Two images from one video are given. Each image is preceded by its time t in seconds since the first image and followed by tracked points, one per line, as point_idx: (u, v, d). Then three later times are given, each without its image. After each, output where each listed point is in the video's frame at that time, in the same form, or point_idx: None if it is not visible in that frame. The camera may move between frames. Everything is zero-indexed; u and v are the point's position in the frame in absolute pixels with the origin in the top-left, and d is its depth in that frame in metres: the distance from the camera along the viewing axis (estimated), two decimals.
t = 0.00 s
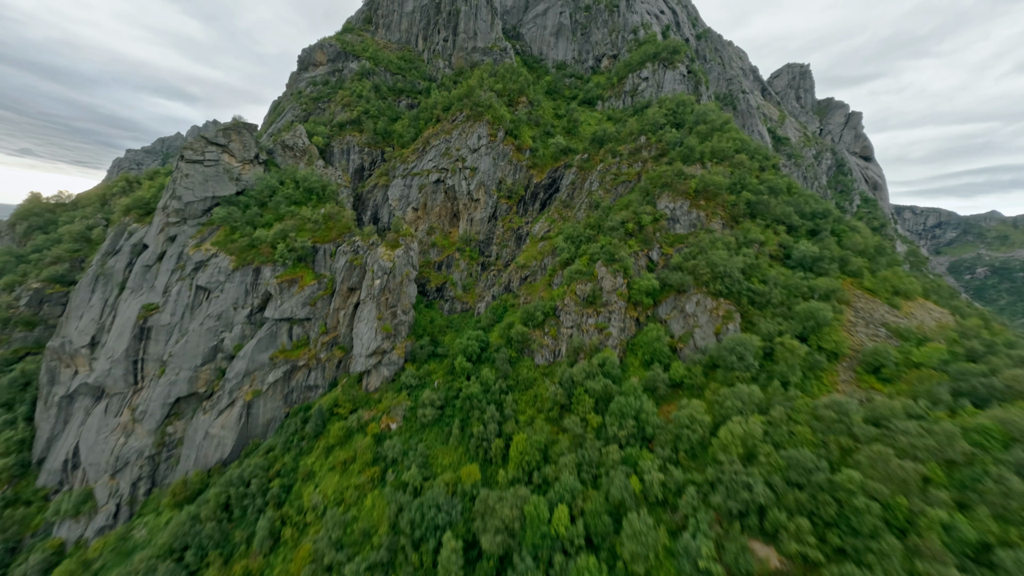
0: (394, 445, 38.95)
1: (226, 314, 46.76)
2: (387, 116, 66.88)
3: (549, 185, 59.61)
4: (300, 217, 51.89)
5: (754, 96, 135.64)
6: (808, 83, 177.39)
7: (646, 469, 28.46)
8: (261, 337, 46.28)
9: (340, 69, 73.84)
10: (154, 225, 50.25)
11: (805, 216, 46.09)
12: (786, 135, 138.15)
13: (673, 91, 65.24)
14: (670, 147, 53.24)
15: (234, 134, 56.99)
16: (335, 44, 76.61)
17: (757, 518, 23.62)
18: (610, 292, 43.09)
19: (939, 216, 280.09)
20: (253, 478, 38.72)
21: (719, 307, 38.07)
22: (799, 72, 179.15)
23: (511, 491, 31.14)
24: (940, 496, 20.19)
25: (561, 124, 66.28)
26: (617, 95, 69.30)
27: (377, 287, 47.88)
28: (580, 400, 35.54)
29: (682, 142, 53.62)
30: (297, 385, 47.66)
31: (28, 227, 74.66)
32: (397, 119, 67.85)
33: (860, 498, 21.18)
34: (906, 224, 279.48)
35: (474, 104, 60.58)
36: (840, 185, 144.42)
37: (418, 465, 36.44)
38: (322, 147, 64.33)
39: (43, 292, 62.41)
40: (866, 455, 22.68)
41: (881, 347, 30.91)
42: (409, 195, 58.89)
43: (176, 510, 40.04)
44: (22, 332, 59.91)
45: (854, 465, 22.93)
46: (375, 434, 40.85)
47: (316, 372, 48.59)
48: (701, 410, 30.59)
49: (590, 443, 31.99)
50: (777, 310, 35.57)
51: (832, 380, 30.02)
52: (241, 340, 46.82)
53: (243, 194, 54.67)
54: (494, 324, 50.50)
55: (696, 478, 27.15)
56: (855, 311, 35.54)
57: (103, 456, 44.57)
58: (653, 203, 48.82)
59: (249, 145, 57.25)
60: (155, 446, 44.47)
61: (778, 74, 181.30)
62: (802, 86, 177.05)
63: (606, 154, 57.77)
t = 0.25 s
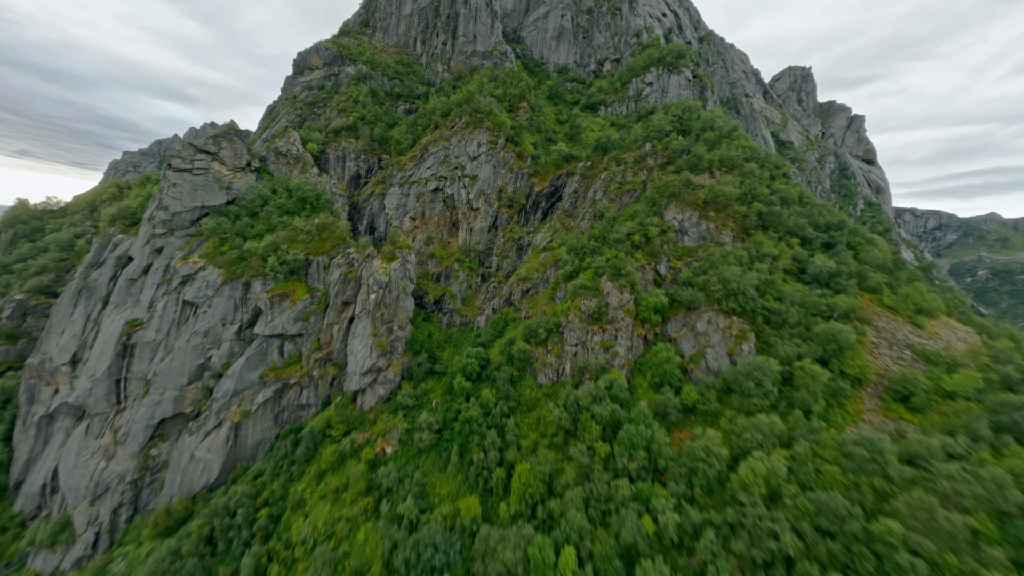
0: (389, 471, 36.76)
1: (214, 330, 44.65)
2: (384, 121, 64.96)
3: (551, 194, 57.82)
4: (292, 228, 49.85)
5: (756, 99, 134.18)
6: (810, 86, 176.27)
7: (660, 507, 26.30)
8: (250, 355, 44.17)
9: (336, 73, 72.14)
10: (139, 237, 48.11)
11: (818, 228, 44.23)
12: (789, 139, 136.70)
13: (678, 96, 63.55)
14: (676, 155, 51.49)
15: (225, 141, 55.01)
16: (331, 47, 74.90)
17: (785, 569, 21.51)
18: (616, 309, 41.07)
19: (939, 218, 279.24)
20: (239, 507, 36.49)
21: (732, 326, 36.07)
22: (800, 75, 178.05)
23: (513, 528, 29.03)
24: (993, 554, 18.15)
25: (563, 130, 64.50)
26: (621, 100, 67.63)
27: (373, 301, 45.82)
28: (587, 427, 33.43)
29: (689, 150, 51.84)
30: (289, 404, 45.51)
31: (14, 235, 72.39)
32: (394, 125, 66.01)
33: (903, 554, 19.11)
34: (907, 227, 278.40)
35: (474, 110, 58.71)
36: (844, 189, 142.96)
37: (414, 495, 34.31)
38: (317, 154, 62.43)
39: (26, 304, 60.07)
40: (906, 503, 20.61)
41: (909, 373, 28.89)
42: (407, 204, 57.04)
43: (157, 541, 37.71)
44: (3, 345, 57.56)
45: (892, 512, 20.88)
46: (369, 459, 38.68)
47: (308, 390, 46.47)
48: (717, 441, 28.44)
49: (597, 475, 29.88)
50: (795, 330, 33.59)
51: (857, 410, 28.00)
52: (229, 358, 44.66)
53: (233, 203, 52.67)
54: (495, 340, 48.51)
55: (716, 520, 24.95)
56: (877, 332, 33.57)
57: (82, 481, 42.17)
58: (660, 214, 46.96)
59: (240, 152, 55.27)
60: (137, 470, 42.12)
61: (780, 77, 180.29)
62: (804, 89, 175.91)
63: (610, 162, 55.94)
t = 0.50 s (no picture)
0: (383, 503, 34.56)
1: (200, 348, 42.49)
2: (380, 127, 63.08)
3: (553, 204, 56.02)
4: (284, 240, 47.84)
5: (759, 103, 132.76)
6: (812, 90, 175.20)
7: (676, 554, 24.17)
8: (238, 374, 42.00)
9: (332, 77, 70.60)
10: (123, 249, 46.01)
11: (833, 241, 42.38)
12: (792, 143, 135.29)
13: (683, 102, 61.86)
14: (683, 164, 49.76)
15: (215, 149, 53.02)
16: (327, 51, 73.31)
17: None
18: (623, 327, 39.05)
19: (940, 221, 278.37)
20: (224, 541, 34.26)
21: (747, 348, 34.05)
22: (802, 78, 177.00)
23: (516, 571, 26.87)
24: None
25: (565, 137, 62.70)
26: (624, 106, 66.10)
27: (367, 317, 43.71)
28: (594, 457, 31.31)
29: (696, 158, 50.09)
30: (279, 425, 43.26)
31: None
32: (391, 131, 64.17)
33: None
34: (907, 229, 277.38)
35: (474, 116, 56.83)
36: (847, 194, 141.39)
37: (410, 530, 32.12)
38: (312, 161, 60.53)
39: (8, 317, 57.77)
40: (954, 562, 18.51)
41: (943, 403, 26.84)
42: (404, 214, 55.21)
43: None
44: None
45: (939, 572, 18.78)
46: (362, 488, 36.47)
47: (300, 411, 44.24)
48: (737, 479, 26.32)
49: (607, 514, 27.72)
50: (815, 354, 31.58)
51: (888, 445, 25.94)
52: (216, 377, 42.45)
53: (223, 214, 50.66)
54: (496, 357, 46.46)
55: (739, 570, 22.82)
56: (902, 355, 31.54)
57: (58, 509, 39.77)
58: (667, 226, 45.08)
59: (231, 161, 53.34)
60: (117, 498, 39.77)
61: (781, 80, 179.24)
62: (806, 92, 174.74)
63: (615, 170, 54.10)
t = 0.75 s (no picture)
0: (376, 538, 32.32)
1: (185, 368, 40.33)
2: (377, 134, 61.20)
3: (555, 214, 54.21)
4: (275, 253, 45.82)
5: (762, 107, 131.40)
6: (814, 93, 174.18)
7: None
8: (225, 396, 39.79)
9: (328, 82, 69.05)
10: (105, 263, 43.88)
11: (850, 255, 40.45)
12: (795, 147, 133.87)
13: (689, 108, 60.20)
14: (690, 174, 48.13)
15: (203, 157, 51.01)
16: (323, 55, 71.77)
17: None
18: (631, 347, 36.99)
19: (941, 224, 277.41)
20: None
21: (764, 372, 31.98)
22: (804, 81, 175.90)
23: None
24: None
25: (567, 144, 60.94)
26: (627, 112, 64.73)
27: (361, 335, 41.58)
28: (603, 492, 29.18)
29: (704, 168, 48.37)
30: (268, 449, 40.98)
31: None
32: (388, 138, 62.31)
33: None
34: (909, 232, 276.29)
35: (473, 123, 54.95)
36: (852, 199, 139.82)
37: (405, 570, 29.91)
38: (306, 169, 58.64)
39: None
40: None
41: (982, 439, 24.72)
42: (401, 224, 53.38)
43: None
44: None
45: None
46: (354, 521, 34.22)
47: (290, 433, 41.96)
48: (760, 522, 24.14)
49: (618, 559, 25.52)
50: (838, 381, 29.49)
51: (924, 486, 23.81)
52: (202, 399, 40.21)
53: (212, 226, 48.63)
54: (496, 375, 44.42)
55: None
56: (932, 382, 29.42)
57: (32, 541, 37.38)
58: (675, 239, 43.17)
59: (221, 170, 51.40)
60: (94, 529, 37.40)
61: (783, 83, 178.27)
62: (807, 96, 173.70)
63: (620, 179, 52.27)
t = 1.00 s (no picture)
0: None
1: (168, 391, 38.09)
2: (374, 141, 59.32)
3: (558, 224, 52.39)
4: (266, 268, 43.78)
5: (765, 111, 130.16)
6: (815, 96, 173.19)
7: None
8: (210, 421, 37.55)
9: (323, 87, 67.45)
10: (86, 279, 41.76)
11: (869, 271, 38.47)
12: (799, 151, 132.46)
13: (695, 115, 58.53)
14: (698, 184, 46.44)
15: (192, 166, 49.02)
16: (319, 60, 70.17)
17: None
18: (640, 369, 34.87)
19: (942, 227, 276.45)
20: None
21: (784, 400, 29.82)
22: (806, 85, 174.88)
23: None
24: None
25: (569, 152, 59.23)
26: (631, 118, 63.09)
27: (355, 355, 39.39)
28: (613, 533, 26.93)
29: (712, 178, 46.61)
30: (255, 475, 38.63)
31: None
32: (386, 145, 60.51)
33: None
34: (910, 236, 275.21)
35: (473, 131, 53.04)
36: (855, 203, 138.31)
37: None
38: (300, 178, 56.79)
39: None
40: None
41: None
42: (398, 236, 51.55)
43: None
44: None
45: None
46: (345, 558, 31.89)
47: (279, 458, 39.64)
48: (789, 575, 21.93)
49: None
50: (866, 412, 27.36)
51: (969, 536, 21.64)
52: (185, 423, 37.91)
53: (200, 238, 46.60)
54: (497, 396, 42.30)
55: None
56: (967, 413, 27.29)
57: None
58: (685, 253, 41.18)
59: (210, 179, 49.49)
60: (67, 565, 34.91)
61: (784, 87, 177.36)
62: (809, 99, 172.61)
63: (625, 189, 50.43)
